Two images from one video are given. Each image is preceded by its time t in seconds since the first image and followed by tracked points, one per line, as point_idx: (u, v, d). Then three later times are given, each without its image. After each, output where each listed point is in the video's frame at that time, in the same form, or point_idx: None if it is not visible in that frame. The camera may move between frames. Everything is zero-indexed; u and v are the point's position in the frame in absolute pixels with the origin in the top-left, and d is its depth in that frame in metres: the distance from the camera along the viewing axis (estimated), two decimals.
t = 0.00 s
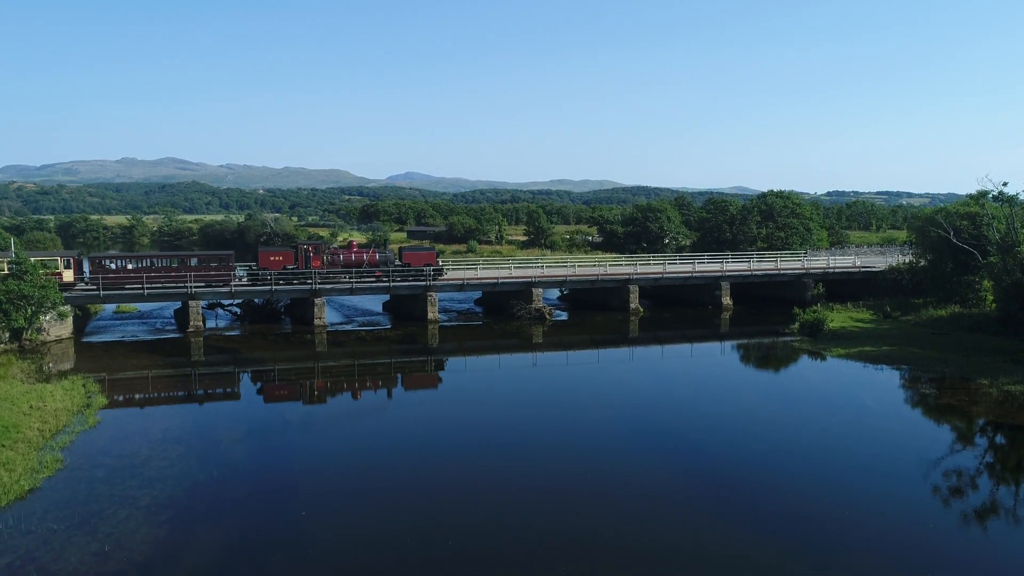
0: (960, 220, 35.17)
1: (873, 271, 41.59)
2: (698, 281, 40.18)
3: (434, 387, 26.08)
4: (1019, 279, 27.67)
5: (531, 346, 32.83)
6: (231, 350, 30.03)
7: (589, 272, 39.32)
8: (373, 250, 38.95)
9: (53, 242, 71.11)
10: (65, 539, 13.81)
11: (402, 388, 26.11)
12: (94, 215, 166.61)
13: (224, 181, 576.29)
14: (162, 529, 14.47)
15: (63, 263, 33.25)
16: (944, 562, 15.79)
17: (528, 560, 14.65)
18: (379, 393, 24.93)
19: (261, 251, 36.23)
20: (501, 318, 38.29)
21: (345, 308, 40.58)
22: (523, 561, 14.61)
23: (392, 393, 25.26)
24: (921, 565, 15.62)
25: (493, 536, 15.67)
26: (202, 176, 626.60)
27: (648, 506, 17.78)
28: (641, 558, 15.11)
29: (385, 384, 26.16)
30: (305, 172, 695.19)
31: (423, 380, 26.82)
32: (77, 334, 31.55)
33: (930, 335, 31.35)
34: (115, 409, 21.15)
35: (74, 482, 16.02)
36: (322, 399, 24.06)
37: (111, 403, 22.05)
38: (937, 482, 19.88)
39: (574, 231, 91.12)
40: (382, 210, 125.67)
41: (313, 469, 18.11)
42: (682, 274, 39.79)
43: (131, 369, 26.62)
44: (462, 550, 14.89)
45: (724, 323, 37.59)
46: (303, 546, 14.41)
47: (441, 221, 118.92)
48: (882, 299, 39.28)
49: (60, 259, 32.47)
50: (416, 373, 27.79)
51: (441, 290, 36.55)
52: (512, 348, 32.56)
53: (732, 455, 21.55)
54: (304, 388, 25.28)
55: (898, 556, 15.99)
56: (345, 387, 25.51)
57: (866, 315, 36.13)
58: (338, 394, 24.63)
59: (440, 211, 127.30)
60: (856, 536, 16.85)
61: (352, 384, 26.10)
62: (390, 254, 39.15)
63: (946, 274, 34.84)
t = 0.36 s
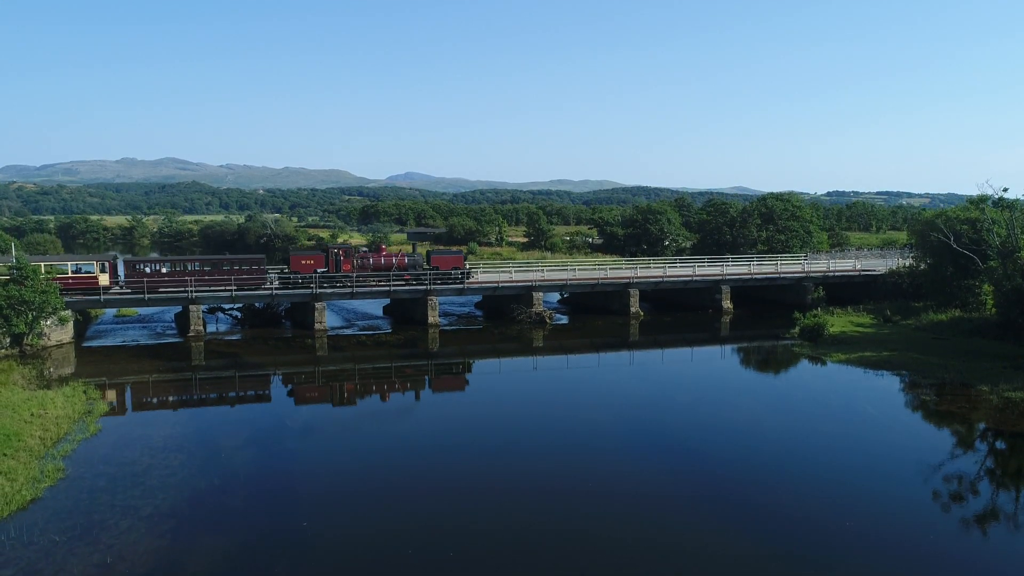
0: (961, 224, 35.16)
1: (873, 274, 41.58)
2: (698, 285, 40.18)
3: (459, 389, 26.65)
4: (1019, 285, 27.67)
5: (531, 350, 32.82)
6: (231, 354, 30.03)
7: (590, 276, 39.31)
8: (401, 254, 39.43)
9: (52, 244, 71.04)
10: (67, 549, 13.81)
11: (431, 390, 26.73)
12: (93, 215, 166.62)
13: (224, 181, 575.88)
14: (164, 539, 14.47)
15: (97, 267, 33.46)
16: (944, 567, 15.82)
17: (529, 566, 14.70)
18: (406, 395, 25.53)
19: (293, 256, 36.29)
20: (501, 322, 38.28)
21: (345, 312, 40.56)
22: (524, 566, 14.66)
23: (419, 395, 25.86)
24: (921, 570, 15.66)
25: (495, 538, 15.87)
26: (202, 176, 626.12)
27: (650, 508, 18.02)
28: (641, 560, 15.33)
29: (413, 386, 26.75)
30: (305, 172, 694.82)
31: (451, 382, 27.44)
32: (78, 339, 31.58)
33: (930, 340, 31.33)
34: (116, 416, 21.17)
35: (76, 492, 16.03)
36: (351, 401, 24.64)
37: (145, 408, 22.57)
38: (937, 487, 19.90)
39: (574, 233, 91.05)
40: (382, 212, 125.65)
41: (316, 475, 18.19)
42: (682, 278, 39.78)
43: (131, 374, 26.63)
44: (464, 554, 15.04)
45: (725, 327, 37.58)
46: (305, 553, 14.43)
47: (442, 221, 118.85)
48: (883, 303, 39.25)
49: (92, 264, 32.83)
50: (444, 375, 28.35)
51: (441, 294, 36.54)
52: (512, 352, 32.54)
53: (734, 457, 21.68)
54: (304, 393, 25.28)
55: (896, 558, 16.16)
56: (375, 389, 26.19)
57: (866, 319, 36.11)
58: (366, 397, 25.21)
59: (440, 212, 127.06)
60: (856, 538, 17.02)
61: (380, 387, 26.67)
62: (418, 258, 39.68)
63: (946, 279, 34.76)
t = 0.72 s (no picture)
0: (960, 228, 35.29)
1: (873, 277, 41.64)
2: (698, 289, 40.21)
3: (486, 392, 27.31)
4: (1019, 290, 27.75)
5: (531, 355, 32.83)
6: (232, 359, 30.05)
7: (590, 280, 39.34)
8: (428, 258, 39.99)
9: (53, 246, 70.95)
10: (69, 560, 13.81)
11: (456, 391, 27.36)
12: (93, 215, 166.84)
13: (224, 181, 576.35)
14: (166, 549, 14.49)
15: (132, 272, 33.50)
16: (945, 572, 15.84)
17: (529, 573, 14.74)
18: (433, 397, 26.24)
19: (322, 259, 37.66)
20: (501, 325, 38.29)
21: (345, 315, 40.53)
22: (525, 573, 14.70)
23: (445, 396, 26.56)
24: None
25: (495, 543, 16.02)
26: (202, 176, 626.92)
27: (649, 510, 18.21)
28: (638, 563, 15.53)
29: (440, 388, 27.43)
30: (305, 172, 695.39)
31: (478, 385, 28.16)
32: (79, 343, 31.61)
33: (930, 345, 31.36)
34: (117, 423, 21.18)
35: (77, 502, 16.04)
36: (380, 403, 25.29)
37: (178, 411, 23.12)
38: (937, 492, 19.91)
39: (574, 234, 90.98)
40: (382, 212, 125.67)
41: (318, 482, 18.24)
42: (682, 282, 39.81)
43: (131, 378, 26.63)
44: (464, 558, 15.21)
45: (725, 331, 37.60)
46: (307, 562, 14.48)
47: (441, 221, 118.82)
48: (883, 306, 39.32)
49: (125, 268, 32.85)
50: (468, 379, 29.00)
51: (441, 298, 36.57)
52: (513, 356, 32.55)
53: (734, 459, 21.84)
54: (304, 399, 25.30)
55: (892, 559, 16.33)
56: (402, 390, 26.89)
57: (866, 323, 36.15)
58: (393, 399, 25.87)
59: (440, 213, 126.88)
60: (852, 539, 17.20)
61: (390, 391, 26.88)
62: (444, 262, 40.12)
63: (946, 283, 34.92)
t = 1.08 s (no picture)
0: (961, 233, 35.35)
1: (874, 281, 41.68)
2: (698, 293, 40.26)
3: (512, 393, 27.94)
4: (1018, 296, 27.83)
5: (532, 359, 32.85)
6: (232, 364, 30.09)
7: (591, 284, 39.40)
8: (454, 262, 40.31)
9: (52, 248, 70.82)
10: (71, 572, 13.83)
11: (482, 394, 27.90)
12: (93, 216, 166.70)
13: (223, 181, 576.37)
14: (167, 559, 14.52)
15: (165, 276, 34.04)
16: None
17: None
18: (459, 400, 26.90)
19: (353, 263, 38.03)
20: (501, 330, 38.32)
21: (345, 320, 40.53)
22: None
23: (472, 398, 27.25)
24: None
25: (495, 547, 16.21)
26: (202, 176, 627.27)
27: (649, 513, 18.43)
28: (636, 567, 15.67)
29: (465, 390, 28.10)
30: (304, 172, 695.50)
31: (506, 385, 28.84)
32: (79, 348, 31.65)
33: (930, 350, 31.39)
34: (118, 431, 21.20)
35: (79, 512, 16.06)
36: (410, 406, 26.07)
37: (211, 415, 23.72)
38: (937, 498, 19.92)
39: (574, 236, 91.01)
40: (382, 214, 125.73)
41: (319, 491, 18.27)
42: (682, 286, 39.85)
43: (132, 384, 26.66)
44: (464, 562, 15.38)
45: (725, 335, 37.63)
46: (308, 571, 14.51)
47: (441, 223, 118.88)
48: (883, 310, 39.34)
49: (160, 272, 33.37)
50: (495, 382, 29.41)
51: (442, 303, 36.62)
52: (513, 360, 32.58)
53: (734, 465, 21.91)
54: (304, 405, 25.33)
55: (887, 562, 16.52)
56: (428, 393, 27.58)
57: (866, 327, 36.17)
58: (421, 400, 26.66)
59: (440, 214, 126.90)
60: (851, 545, 17.25)
61: (390, 397, 26.91)
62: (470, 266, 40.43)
63: (947, 287, 34.94)
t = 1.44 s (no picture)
0: (961, 239, 35.32)
1: (874, 285, 41.71)
2: (698, 297, 40.27)
3: (536, 396, 28.51)
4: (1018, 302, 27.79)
5: (532, 364, 32.81)
6: (232, 369, 30.07)
7: (591, 288, 39.37)
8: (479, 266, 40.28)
9: (52, 250, 70.71)
10: None
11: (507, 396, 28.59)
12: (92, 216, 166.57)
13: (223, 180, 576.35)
14: (169, 570, 14.52)
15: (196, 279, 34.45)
16: None
17: None
18: (483, 402, 27.55)
19: (380, 267, 37.96)
20: (501, 334, 38.33)
21: (346, 324, 40.52)
22: None
23: (496, 401, 27.83)
24: None
25: (496, 550, 16.42)
26: (201, 176, 627.04)
27: (649, 514, 18.69)
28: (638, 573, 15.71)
29: (489, 393, 28.68)
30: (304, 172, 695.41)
31: (530, 389, 29.44)
32: (80, 353, 31.64)
33: (930, 355, 31.38)
34: (119, 439, 21.20)
35: (80, 523, 16.06)
36: (435, 408, 26.70)
37: (231, 418, 24.16)
38: (938, 503, 19.90)
39: (574, 238, 90.98)
40: (382, 215, 125.75)
41: (321, 499, 18.27)
42: (682, 290, 39.86)
43: (132, 389, 26.65)
44: (466, 568, 15.48)
45: (726, 339, 37.62)
46: None
47: (441, 224, 118.89)
48: (883, 314, 39.37)
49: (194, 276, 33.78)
50: (520, 383, 30.09)
51: (442, 307, 36.61)
52: (514, 365, 32.56)
53: (734, 469, 21.91)
54: (304, 412, 25.31)
55: (883, 563, 16.73)
56: (454, 395, 28.32)
57: (867, 332, 36.17)
58: (446, 403, 27.28)
59: (440, 215, 126.93)
60: (853, 549, 17.27)
61: (391, 404, 26.88)
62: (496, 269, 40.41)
63: (947, 292, 34.97)
